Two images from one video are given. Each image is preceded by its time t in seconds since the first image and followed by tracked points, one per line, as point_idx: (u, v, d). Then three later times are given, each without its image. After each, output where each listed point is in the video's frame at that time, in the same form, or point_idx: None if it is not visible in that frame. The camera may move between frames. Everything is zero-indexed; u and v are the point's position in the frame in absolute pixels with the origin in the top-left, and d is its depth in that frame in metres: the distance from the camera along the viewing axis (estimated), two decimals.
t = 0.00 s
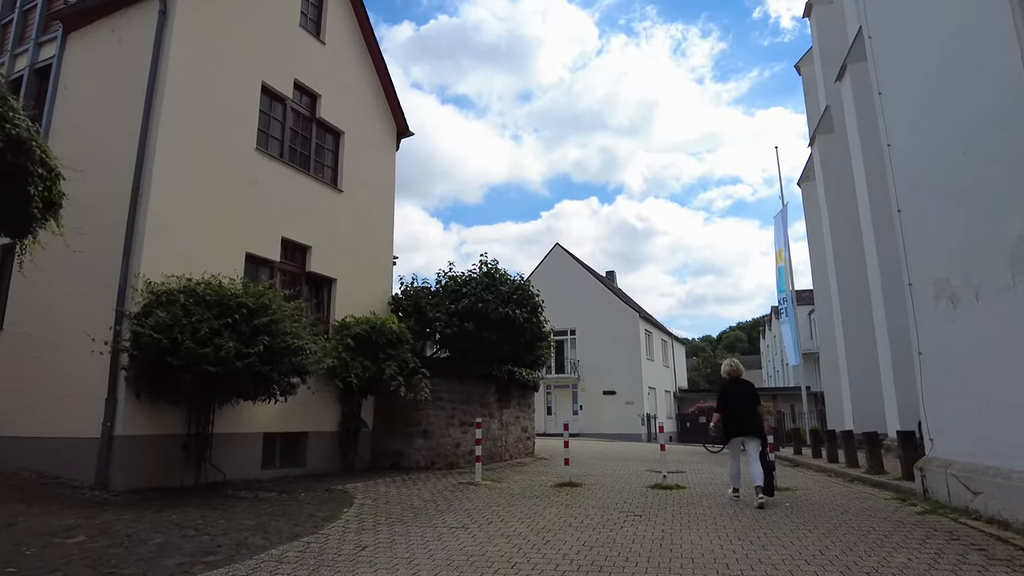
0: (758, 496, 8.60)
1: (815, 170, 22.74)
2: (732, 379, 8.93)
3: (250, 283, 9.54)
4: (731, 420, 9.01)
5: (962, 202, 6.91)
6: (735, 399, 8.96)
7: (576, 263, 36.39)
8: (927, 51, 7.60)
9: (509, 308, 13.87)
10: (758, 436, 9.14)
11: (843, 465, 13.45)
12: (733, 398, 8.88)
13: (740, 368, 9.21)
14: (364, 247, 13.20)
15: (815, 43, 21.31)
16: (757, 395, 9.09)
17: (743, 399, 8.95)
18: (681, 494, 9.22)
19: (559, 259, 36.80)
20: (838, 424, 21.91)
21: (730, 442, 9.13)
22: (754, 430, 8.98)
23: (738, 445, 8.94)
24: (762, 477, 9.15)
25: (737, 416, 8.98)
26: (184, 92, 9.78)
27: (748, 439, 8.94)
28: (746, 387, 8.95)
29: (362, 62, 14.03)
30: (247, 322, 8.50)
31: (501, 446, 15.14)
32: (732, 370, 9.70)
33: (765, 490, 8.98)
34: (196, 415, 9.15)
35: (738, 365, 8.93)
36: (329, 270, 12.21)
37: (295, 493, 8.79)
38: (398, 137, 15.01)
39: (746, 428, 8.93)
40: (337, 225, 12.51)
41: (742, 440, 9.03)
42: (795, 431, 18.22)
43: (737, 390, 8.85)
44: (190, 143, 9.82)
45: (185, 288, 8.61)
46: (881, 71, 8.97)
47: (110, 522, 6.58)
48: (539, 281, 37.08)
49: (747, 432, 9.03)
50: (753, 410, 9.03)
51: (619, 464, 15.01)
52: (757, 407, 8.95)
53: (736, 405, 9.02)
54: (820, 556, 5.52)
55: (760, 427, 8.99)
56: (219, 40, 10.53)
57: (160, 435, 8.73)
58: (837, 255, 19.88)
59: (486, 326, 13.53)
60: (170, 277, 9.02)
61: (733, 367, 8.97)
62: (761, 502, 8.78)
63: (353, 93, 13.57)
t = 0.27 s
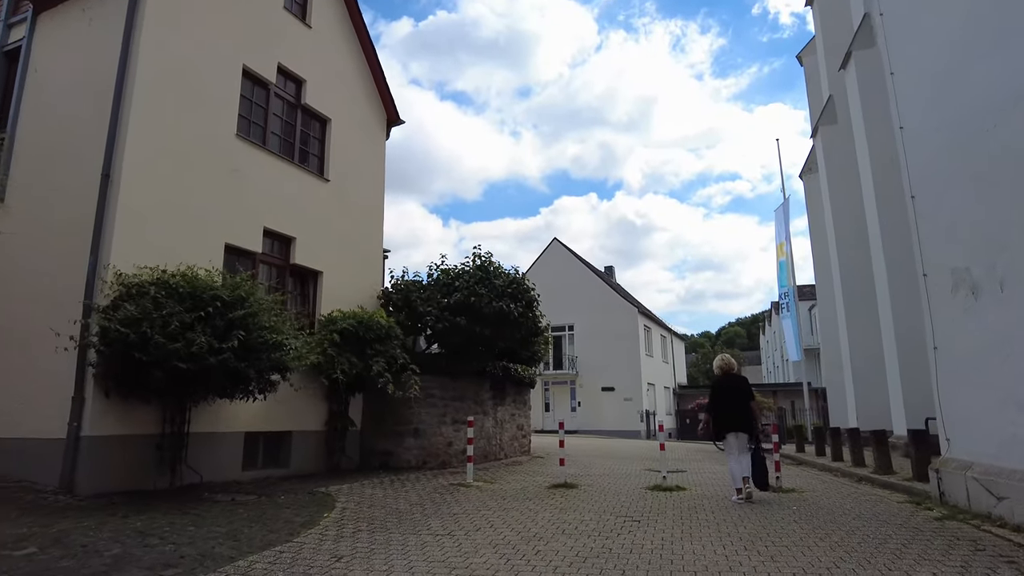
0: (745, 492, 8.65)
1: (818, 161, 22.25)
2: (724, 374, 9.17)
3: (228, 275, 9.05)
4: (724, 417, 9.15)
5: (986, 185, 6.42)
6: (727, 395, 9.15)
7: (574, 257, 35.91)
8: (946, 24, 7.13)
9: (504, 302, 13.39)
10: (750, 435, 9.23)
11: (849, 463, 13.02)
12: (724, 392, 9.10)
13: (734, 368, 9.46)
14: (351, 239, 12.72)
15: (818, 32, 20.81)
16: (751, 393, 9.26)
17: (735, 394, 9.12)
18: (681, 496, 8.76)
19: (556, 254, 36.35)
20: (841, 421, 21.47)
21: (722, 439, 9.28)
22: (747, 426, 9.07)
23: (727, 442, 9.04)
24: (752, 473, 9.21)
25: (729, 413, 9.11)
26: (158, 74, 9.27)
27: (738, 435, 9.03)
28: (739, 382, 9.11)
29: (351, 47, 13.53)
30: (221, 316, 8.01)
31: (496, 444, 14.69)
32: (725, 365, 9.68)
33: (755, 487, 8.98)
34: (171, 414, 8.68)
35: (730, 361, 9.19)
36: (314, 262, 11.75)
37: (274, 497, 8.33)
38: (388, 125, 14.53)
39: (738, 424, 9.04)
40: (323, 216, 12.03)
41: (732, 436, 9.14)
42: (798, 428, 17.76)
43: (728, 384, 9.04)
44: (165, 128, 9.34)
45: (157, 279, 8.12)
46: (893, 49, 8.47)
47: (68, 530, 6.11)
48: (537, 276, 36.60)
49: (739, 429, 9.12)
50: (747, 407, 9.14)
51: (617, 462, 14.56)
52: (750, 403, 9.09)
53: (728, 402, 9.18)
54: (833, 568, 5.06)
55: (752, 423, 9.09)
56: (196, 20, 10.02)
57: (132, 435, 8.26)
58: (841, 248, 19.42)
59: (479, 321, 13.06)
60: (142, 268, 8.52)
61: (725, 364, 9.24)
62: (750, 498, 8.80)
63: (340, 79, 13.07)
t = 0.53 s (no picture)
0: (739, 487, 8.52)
1: (822, 152, 21.76)
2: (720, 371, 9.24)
3: (205, 262, 8.57)
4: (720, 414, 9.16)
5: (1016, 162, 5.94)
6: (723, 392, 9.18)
7: (573, 250, 35.40)
8: None
9: (499, 293, 12.93)
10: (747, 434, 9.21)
11: (856, 460, 12.58)
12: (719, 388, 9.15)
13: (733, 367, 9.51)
14: (340, 228, 12.24)
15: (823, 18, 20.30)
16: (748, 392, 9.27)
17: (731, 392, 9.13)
18: (683, 497, 8.31)
19: (554, 248, 35.87)
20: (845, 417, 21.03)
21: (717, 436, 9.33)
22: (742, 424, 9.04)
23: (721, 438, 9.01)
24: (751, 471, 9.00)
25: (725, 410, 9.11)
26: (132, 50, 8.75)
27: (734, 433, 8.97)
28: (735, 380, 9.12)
29: (340, 28, 13.02)
30: (195, 306, 7.54)
31: (490, 441, 14.24)
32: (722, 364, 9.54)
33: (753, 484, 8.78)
34: (145, 409, 8.21)
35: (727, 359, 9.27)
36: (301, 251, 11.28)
37: (253, 497, 7.87)
38: (379, 111, 14.04)
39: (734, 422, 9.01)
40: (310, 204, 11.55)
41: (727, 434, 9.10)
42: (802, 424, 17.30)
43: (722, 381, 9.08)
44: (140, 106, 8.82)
45: (127, 266, 7.63)
46: (909, 23, 7.98)
47: (22, 535, 5.64)
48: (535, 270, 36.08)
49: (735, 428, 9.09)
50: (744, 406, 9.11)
51: (616, 460, 14.12)
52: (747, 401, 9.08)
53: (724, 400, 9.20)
54: None
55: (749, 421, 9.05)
56: None
57: (103, 432, 7.78)
58: (845, 240, 18.97)
59: (473, 313, 12.59)
60: (113, 255, 8.03)
61: (722, 361, 9.31)
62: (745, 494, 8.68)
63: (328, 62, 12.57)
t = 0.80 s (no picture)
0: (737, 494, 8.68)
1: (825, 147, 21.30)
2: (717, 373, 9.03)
3: (177, 257, 8.10)
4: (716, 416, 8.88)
5: None
6: (719, 395, 8.90)
7: (572, 249, 34.92)
8: None
9: (492, 292, 12.45)
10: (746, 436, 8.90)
11: (862, 465, 12.14)
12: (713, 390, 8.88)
13: (729, 368, 9.35)
14: (326, 223, 11.79)
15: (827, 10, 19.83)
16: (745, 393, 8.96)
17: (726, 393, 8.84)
18: (684, 506, 7.86)
19: (552, 246, 35.41)
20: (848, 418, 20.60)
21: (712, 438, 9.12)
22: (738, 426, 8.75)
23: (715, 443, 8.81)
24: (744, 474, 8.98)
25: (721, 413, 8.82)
26: (102, 33, 8.28)
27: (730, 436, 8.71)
28: (730, 381, 8.82)
29: (327, 16, 12.55)
30: (164, 303, 7.08)
31: (484, 444, 13.80)
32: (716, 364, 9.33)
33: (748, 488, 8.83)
34: (114, 414, 7.75)
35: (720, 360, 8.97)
36: (284, 247, 10.82)
37: (227, 507, 7.42)
38: (369, 103, 13.59)
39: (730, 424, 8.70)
40: (294, 198, 11.10)
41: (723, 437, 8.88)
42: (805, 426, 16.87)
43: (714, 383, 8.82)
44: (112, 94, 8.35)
45: (91, 262, 7.16)
46: (925, 3, 7.51)
47: None
48: (534, 268, 35.59)
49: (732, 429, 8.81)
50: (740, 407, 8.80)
51: (614, 464, 13.68)
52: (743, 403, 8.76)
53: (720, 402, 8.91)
54: None
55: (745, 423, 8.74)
56: None
57: (67, 438, 7.32)
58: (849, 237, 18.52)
59: (465, 313, 12.13)
60: (77, 250, 7.54)
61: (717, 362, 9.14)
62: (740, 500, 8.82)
63: (314, 50, 12.11)
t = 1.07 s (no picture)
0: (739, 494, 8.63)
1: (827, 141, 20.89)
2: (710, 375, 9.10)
3: (148, 246, 7.66)
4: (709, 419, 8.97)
5: None
6: (712, 397, 8.98)
7: (570, 246, 34.49)
8: None
9: (484, 286, 11.98)
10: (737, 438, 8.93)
11: (867, 465, 11.73)
12: (705, 392, 8.97)
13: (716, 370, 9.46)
14: (311, 215, 11.36)
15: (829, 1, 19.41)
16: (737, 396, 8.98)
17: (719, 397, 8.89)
18: (682, 509, 7.46)
19: (550, 242, 34.98)
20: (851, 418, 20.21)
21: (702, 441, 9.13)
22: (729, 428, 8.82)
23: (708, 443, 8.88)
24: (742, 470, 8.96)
25: (713, 416, 8.89)
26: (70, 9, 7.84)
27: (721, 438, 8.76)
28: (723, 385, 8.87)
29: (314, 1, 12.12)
30: (130, 293, 6.65)
31: (477, 443, 13.37)
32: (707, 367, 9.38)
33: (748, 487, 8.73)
34: (79, 412, 7.30)
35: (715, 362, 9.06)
36: (266, 238, 10.39)
37: (198, 510, 6.98)
38: (358, 91, 13.15)
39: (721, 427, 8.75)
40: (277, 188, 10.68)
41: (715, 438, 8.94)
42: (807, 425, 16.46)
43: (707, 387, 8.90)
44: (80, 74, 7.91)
45: (52, 250, 6.70)
46: None
47: None
48: (531, 265, 35.15)
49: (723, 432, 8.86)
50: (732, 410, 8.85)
51: (612, 464, 13.24)
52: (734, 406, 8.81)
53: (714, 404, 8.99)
54: None
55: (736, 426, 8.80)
56: None
57: (29, 438, 6.87)
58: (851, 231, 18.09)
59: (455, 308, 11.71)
60: (39, 238, 7.09)
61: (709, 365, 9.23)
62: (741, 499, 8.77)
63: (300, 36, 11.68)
